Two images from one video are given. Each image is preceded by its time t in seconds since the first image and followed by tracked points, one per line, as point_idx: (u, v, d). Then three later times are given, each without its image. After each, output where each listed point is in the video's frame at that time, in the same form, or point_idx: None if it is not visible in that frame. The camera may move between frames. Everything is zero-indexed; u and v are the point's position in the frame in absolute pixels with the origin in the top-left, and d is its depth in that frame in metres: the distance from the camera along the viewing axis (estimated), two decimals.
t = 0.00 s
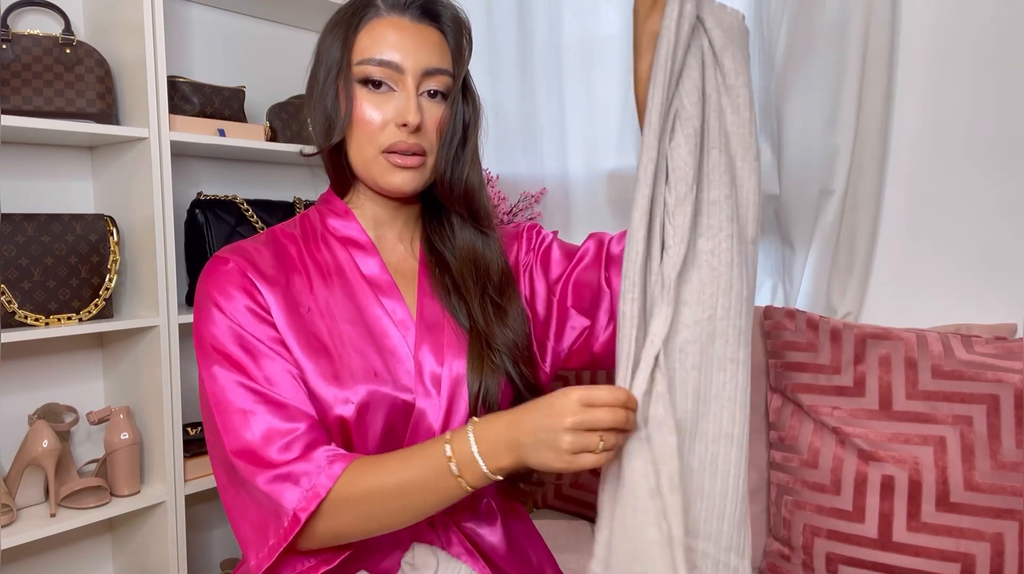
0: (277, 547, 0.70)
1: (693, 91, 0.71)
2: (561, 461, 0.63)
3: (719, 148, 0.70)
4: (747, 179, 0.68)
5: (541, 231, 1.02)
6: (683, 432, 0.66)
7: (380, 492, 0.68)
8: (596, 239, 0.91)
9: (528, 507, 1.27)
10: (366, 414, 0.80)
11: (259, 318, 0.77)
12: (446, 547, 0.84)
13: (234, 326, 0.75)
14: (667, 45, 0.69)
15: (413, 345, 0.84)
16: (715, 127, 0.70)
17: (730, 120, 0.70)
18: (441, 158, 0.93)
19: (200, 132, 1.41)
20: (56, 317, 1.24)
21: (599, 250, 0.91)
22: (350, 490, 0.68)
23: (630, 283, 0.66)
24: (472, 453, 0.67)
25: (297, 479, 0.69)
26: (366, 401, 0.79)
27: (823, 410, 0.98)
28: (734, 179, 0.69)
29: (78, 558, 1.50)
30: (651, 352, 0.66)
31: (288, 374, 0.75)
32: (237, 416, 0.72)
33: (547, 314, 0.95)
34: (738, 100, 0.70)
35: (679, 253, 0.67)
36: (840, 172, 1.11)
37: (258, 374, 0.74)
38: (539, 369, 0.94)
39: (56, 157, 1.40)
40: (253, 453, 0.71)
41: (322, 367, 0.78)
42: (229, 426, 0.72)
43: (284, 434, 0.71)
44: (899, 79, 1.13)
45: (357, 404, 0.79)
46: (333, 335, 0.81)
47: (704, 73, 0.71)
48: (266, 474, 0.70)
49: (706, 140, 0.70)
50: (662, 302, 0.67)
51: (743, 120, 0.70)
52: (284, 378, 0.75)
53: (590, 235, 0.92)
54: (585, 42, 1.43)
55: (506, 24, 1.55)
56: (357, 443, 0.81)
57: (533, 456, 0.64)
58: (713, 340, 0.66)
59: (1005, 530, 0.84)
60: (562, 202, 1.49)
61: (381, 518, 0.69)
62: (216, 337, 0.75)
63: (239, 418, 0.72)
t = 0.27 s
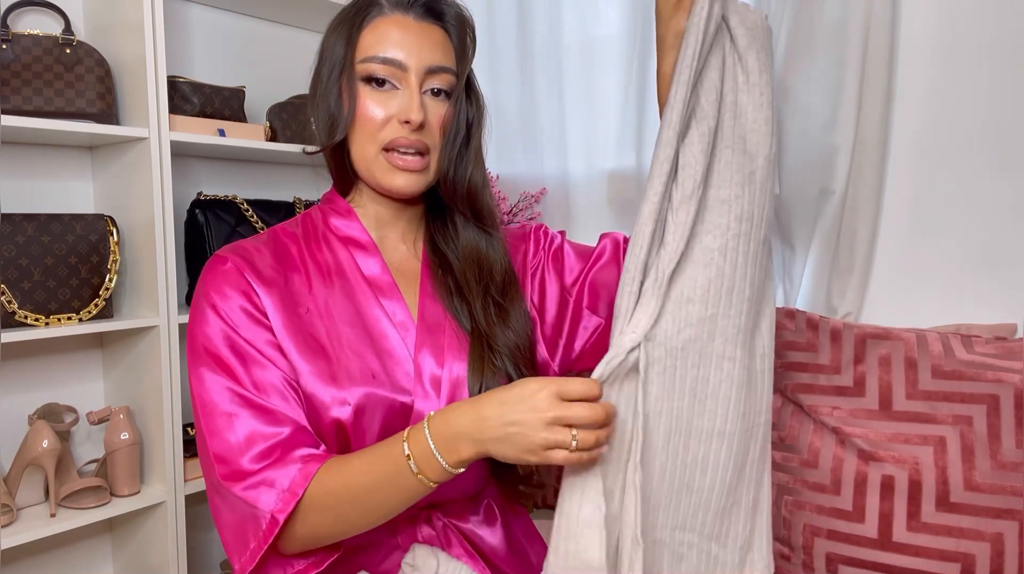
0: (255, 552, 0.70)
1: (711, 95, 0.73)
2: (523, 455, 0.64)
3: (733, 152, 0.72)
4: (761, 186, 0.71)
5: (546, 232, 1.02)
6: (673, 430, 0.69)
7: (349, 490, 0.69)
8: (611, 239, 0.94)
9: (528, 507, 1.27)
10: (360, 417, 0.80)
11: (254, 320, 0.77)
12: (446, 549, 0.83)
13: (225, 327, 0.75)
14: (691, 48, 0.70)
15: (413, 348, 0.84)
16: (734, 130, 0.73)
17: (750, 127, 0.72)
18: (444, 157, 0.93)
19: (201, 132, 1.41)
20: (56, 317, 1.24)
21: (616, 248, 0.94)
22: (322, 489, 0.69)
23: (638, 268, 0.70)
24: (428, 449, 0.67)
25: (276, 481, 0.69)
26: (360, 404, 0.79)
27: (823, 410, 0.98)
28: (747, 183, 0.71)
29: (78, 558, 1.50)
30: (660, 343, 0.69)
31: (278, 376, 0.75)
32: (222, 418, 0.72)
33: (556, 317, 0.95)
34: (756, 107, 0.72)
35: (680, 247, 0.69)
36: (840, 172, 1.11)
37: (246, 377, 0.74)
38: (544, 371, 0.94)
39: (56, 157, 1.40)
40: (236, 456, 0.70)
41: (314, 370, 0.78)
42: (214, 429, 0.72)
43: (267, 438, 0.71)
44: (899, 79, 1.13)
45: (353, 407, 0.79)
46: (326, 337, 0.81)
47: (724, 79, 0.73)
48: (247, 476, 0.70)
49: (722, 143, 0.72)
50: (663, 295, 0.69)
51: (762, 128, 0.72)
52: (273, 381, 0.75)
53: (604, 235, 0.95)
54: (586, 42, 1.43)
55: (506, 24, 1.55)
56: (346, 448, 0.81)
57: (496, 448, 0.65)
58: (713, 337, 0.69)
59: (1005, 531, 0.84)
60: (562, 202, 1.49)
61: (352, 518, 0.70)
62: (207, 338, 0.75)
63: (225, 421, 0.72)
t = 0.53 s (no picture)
0: (255, 555, 0.70)
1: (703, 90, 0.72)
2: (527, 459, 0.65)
3: (721, 148, 0.71)
4: (746, 184, 0.71)
5: (546, 232, 1.02)
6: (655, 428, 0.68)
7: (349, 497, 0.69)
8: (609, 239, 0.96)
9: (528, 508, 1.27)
10: (360, 419, 0.80)
11: (253, 322, 0.77)
12: (446, 549, 0.83)
13: (224, 329, 0.75)
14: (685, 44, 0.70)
15: (414, 348, 0.84)
16: (723, 125, 0.72)
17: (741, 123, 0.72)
18: (446, 158, 0.93)
19: (201, 131, 1.41)
20: (56, 317, 1.24)
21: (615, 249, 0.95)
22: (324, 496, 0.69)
23: (620, 263, 0.69)
24: (428, 459, 0.68)
25: (276, 485, 0.69)
26: (360, 406, 0.79)
27: (823, 410, 0.98)
28: (734, 180, 0.71)
29: (78, 558, 1.50)
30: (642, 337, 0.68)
31: (276, 377, 0.75)
32: (220, 420, 0.72)
33: (556, 317, 0.95)
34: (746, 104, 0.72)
35: (661, 241, 0.69)
36: (840, 172, 1.12)
37: (245, 378, 0.74)
38: (544, 371, 0.94)
39: (57, 157, 1.40)
40: (236, 458, 0.70)
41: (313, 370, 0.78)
42: (213, 431, 0.72)
43: (266, 439, 0.71)
44: (899, 78, 1.13)
45: (353, 409, 0.79)
46: (325, 339, 0.81)
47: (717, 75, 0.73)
48: (247, 479, 0.70)
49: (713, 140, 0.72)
50: (642, 288, 0.69)
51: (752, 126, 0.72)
52: (271, 381, 0.75)
53: (602, 235, 0.96)
54: (586, 42, 1.43)
55: (506, 24, 1.55)
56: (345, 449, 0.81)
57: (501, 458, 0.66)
58: (696, 333, 0.68)
59: (1005, 531, 0.84)
60: (562, 202, 1.49)
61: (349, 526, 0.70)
62: (206, 340, 0.75)
63: (224, 423, 0.72)
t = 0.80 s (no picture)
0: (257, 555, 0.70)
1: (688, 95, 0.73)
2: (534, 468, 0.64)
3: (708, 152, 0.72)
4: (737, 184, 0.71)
5: (543, 232, 1.02)
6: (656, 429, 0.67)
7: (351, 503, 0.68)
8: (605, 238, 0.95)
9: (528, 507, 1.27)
10: (359, 419, 0.80)
11: (252, 322, 0.77)
12: (446, 549, 0.84)
13: (223, 329, 0.75)
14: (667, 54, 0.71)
15: (413, 348, 0.84)
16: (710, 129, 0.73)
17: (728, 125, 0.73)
18: (445, 158, 0.93)
19: (201, 132, 1.41)
20: (56, 317, 1.24)
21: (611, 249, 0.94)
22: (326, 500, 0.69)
23: (616, 264, 0.72)
24: (431, 469, 0.67)
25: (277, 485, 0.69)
26: (359, 406, 0.79)
27: (823, 410, 0.98)
28: (726, 181, 0.71)
29: (78, 558, 1.50)
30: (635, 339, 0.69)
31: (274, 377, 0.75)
32: (219, 421, 0.72)
33: (553, 317, 0.95)
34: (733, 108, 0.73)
35: (649, 246, 0.70)
36: (839, 173, 1.12)
37: (244, 379, 0.74)
38: (542, 372, 0.94)
39: (57, 157, 1.40)
40: (235, 459, 0.70)
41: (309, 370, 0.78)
42: (212, 432, 0.72)
43: (265, 440, 0.71)
44: (899, 78, 1.13)
45: (352, 409, 0.79)
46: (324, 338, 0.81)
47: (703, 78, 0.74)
48: (246, 479, 0.70)
49: (702, 143, 0.73)
50: (635, 293, 0.70)
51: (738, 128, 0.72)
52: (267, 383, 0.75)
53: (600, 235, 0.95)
54: (585, 42, 1.43)
55: (506, 24, 1.55)
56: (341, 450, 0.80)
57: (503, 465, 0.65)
58: (694, 336, 0.68)
59: (1005, 531, 0.84)
60: (562, 202, 1.49)
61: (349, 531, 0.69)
62: (204, 340, 0.75)
63: (223, 424, 0.72)
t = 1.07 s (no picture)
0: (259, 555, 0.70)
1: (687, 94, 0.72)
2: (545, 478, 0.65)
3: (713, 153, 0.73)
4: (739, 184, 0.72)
5: (543, 232, 1.02)
6: (669, 430, 0.67)
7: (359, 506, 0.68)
8: (605, 239, 0.96)
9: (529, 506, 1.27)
10: (360, 419, 0.80)
11: (254, 323, 0.77)
12: (446, 549, 0.84)
13: (225, 330, 0.75)
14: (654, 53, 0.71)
15: (413, 348, 0.84)
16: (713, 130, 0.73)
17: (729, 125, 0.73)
18: (444, 158, 0.93)
19: (201, 132, 1.41)
20: (56, 317, 1.24)
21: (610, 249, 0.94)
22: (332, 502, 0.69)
23: (623, 268, 0.72)
24: (443, 475, 0.68)
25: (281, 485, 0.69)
26: (360, 406, 0.79)
27: (823, 410, 0.98)
28: (727, 183, 0.72)
29: (78, 558, 1.50)
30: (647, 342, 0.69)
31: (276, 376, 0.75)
32: (221, 420, 0.72)
33: (552, 318, 0.95)
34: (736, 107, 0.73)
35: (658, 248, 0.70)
36: (839, 173, 1.12)
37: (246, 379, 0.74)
38: (541, 374, 0.94)
39: (57, 157, 1.40)
40: (238, 459, 0.70)
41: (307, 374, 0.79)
42: (215, 432, 0.72)
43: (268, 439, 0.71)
44: (899, 79, 1.13)
45: (352, 409, 0.79)
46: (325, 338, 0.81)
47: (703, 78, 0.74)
48: (251, 480, 0.70)
49: (707, 144, 0.73)
50: (646, 298, 0.70)
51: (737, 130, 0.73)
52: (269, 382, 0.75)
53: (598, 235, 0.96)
54: (586, 42, 1.43)
55: (506, 24, 1.55)
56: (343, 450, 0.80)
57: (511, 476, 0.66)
58: (703, 337, 0.68)
59: (1005, 531, 0.84)
60: (562, 202, 1.49)
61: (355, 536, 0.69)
62: (207, 340, 0.75)
63: (225, 423, 0.72)
